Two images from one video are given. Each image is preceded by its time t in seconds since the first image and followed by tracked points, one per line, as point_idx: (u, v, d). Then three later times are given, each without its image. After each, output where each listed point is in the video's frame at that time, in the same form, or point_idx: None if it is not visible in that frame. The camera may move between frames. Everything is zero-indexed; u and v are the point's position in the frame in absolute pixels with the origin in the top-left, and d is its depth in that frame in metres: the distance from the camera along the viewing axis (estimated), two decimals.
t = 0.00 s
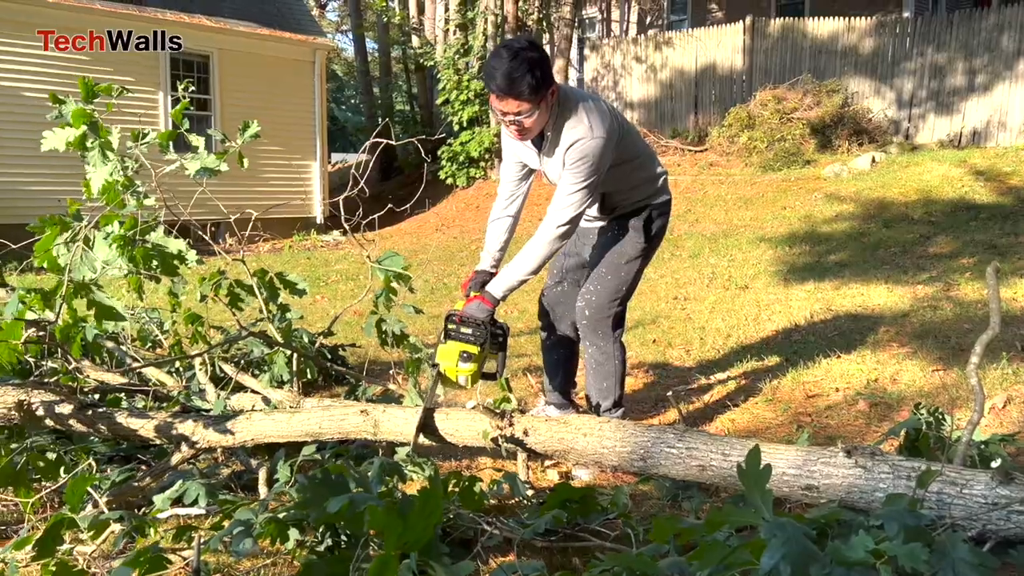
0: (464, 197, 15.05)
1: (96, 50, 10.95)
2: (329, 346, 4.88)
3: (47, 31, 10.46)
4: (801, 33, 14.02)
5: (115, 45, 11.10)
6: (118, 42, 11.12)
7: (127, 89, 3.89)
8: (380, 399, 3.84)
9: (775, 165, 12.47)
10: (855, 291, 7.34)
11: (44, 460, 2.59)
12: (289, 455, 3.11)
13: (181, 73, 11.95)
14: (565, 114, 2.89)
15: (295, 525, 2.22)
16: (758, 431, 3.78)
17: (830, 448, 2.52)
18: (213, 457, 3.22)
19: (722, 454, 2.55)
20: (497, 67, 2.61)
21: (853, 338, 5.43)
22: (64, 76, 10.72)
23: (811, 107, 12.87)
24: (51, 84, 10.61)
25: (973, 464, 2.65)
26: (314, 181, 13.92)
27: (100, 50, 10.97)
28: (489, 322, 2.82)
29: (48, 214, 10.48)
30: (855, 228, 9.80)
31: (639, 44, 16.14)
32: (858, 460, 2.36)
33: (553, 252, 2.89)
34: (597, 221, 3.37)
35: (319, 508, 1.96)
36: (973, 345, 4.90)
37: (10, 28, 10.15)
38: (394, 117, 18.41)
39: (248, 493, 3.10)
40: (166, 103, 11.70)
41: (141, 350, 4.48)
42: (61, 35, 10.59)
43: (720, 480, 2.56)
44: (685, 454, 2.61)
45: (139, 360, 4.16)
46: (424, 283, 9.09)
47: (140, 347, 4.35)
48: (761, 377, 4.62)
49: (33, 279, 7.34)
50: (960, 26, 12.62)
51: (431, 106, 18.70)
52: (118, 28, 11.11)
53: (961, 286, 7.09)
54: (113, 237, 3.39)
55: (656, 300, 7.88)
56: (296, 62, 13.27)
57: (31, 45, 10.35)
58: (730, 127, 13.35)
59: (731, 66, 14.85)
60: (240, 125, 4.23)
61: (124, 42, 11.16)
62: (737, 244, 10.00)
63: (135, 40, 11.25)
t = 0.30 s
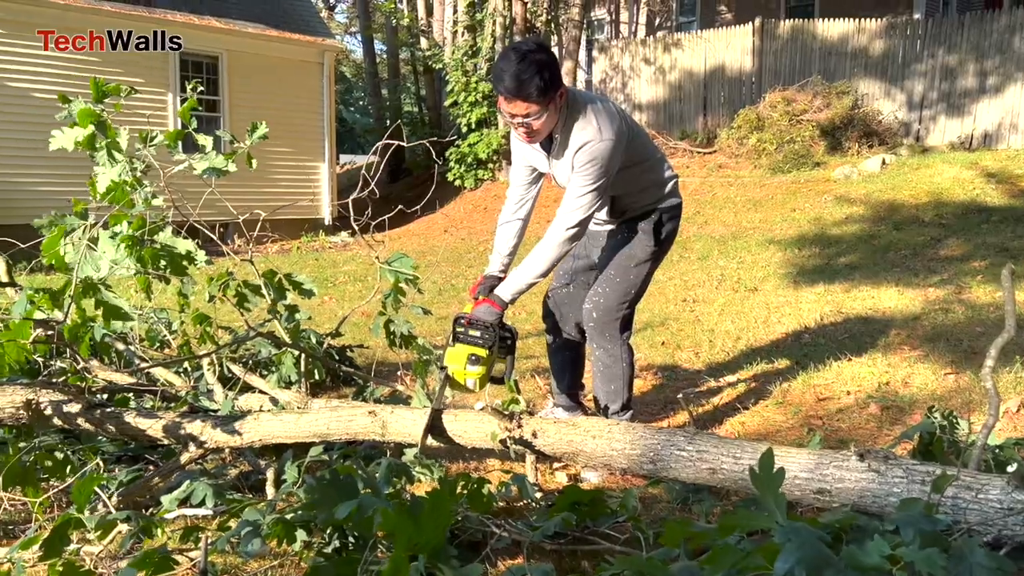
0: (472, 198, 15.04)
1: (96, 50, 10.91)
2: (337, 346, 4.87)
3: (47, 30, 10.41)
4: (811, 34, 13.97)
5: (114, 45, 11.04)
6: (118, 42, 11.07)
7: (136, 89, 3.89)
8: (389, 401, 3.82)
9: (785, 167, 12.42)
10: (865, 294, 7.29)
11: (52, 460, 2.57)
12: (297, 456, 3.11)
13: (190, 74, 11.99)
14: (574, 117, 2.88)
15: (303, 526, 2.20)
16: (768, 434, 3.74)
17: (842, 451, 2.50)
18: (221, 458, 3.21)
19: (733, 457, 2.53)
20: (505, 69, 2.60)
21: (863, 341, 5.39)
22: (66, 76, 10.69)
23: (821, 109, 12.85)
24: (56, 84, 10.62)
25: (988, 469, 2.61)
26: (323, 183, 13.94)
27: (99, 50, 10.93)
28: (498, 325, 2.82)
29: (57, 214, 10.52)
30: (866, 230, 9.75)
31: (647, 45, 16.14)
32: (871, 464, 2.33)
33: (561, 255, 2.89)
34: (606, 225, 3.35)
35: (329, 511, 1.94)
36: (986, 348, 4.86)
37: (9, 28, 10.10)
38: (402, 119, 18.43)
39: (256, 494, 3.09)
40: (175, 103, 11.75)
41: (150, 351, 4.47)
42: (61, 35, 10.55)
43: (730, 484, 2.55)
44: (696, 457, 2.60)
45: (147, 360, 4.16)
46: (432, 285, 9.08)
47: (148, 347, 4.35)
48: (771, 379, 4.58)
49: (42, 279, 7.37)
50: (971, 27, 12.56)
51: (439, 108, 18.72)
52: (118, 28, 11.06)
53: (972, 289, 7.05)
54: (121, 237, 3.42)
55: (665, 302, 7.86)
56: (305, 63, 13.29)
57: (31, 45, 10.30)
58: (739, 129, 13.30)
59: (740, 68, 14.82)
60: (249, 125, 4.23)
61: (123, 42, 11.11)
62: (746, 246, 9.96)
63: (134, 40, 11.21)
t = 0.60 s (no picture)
0: (483, 200, 15.02)
1: (96, 50, 10.83)
2: (346, 351, 4.85)
3: (47, 31, 10.34)
4: (824, 35, 13.88)
5: (115, 46, 10.98)
6: (118, 42, 11.00)
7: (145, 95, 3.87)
8: (396, 408, 3.80)
9: (797, 169, 12.34)
10: (878, 298, 7.22)
11: (57, 469, 2.57)
12: (302, 465, 3.08)
13: (202, 76, 12.02)
14: (583, 123, 2.83)
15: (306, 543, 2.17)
16: (778, 445, 3.68)
17: (854, 465, 2.46)
18: (225, 467, 3.18)
19: (742, 471, 2.50)
20: (514, 75, 2.56)
21: (876, 347, 5.34)
22: (73, 78, 10.69)
23: (834, 110, 12.76)
24: (63, 87, 10.62)
25: (1004, 484, 2.57)
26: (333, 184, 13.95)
27: (99, 50, 10.86)
28: (504, 337, 2.79)
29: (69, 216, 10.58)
30: (878, 233, 9.67)
31: (659, 46, 16.13)
32: (884, 480, 2.29)
33: (568, 263, 2.86)
34: (615, 231, 3.31)
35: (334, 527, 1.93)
36: (1000, 356, 4.80)
37: (17, 29, 10.10)
38: (413, 120, 18.43)
39: (261, 504, 3.07)
40: (186, 106, 11.79)
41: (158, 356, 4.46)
42: (61, 35, 10.48)
43: (739, 497, 2.52)
44: (705, 470, 2.56)
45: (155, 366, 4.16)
46: (441, 287, 9.06)
47: (157, 352, 4.35)
48: (781, 387, 4.53)
49: (53, 282, 7.39)
50: (986, 28, 12.44)
51: (449, 109, 18.72)
52: (118, 27, 10.99)
53: (987, 294, 6.97)
54: (127, 243, 3.37)
55: (675, 306, 7.82)
56: (316, 65, 13.31)
57: (31, 44, 10.22)
58: (751, 131, 13.22)
59: (752, 70, 14.74)
60: (257, 130, 4.22)
61: (124, 42, 11.05)
62: (758, 249, 9.90)
63: (134, 40, 11.15)
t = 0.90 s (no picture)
0: (496, 197, 15.02)
1: (96, 50, 10.78)
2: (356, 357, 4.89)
3: (47, 31, 10.29)
4: (840, 29, 13.77)
5: (115, 46, 10.93)
6: (118, 42, 10.95)
7: (157, 107, 3.91)
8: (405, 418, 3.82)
9: (812, 166, 12.24)
10: (892, 301, 7.16)
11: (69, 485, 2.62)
12: (312, 477, 3.11)
13: (217, 74, 12.09)
14: (588, 140, 2.86)
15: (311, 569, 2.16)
16: (789, 455, 3.64)
17: (861, 485, 2.45)
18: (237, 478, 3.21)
19: (749, 490, 2.50)
20: (517, 96, 2.61)
21: (889, 352, 5.30)
22: (86, 78, 10.73)
23: (850, 106, 12.62)
24: (74, 86, 10.64)
25: (1014, 503, 2.55)
26: (348, 182, 13.99)
27: (99, 50, 10.81)
28: (508, 353, 2.98)
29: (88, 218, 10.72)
30: (894, 231, 9.58)
31: (673, 41, 16.15)
32: (891, 501, 2.28)
33: (573, 279, 2.91)
34: (624, 245, 3.30)
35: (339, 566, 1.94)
36: (1015, 363, 4.75)
37: (35, 29, 10.20)
38: (427, 117, 18.45)
39: (271, 516, 3.10)
40: (202, 104, 11.82)
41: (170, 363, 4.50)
42: (61, 35, 10.43)
43: (746, 516, 2.51)
44: (711, 488, 2.56)
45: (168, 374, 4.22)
46: (454, 287, 9.07)
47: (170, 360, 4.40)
48: (793, 395, 4.51)
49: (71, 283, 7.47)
50: (1006, 22, 12.24)
51: (463, 104, 18.72)
52: (118, 27, 10.94)
53: (1003, 296, 6.90)
54: (139, 254, 3.44)
55: (688, 308, 7.81)
56: (330, 63, 13.33)
57: (31, 44, 10.17)
58: (766, 127, 13.13)
59: (767, 64, 14.68)
60: (268, 140, 4.27)
61: (124, 42, 10.99)
62: (772, 248, 9.85)
63: (134, 40, 11.09)
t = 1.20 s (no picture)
0: (513, 180, 14.99)
1: (96, 50, 10.68)
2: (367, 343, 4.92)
3: (47, 30, 10.19)
4: (862, 10, 13.68)
5: (115, 46, 10.84)
6: (118, 42, 10.87)
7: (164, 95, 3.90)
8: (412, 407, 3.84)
9: (831, 149, 12.10)
10: (909, 287, 7.08)
11: (76, 473, 2.66)
12: (318, 464, 3.14)
13: (234, 58, 12.15)
14: (590, 129, 2.86)
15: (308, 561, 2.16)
16: (796, 445, 3.62)
17: (863, 478, 2.43)
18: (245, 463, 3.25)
19: (750, 481, 2.49)
20: (519, 85, 2.62)
21: (903, 340, 5.25)
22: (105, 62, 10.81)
23: (871, 88, 12.46)
24: (93, 70, 10.71)
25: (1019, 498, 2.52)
26: (365, 166, 14.02)
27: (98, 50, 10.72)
28: (511, 346, 2.99)
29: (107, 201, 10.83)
30: (914, 216, 9.46)
31: (692, 23, 16.17)
32: (892, 495, 2.27)
33: (576, 269, 2.92)
34: (627, 234, 3.28)
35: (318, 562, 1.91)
36: None
37: (55, 15, 10.28)
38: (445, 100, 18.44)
39: (277, 503, 3.13)
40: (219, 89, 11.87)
41: (183, 348, 4.55)
42: (61, 35, 10.33)
43: (747, 508, 2.50)
44: (713, 480, 2.55)
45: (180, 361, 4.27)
46: (469, 271, 9.09)
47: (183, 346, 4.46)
48: (803, 384, 4.48)
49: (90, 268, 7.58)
50: None
51: (481, 87, 18.69)
52: (118, 27, 10.85)
53: (1022, 283, 6.80)
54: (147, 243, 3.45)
55: (701, 294, 7.78)
56: (346, 46, 13.29)
57: (30, 44, 10.07)
58: (786, 109, 13.03)
59: (787, 46, 14.67)
60: (277, 127, 4.28)
61: (124, 42, 10.92)
62: (789, 233, 9.77)
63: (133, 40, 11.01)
